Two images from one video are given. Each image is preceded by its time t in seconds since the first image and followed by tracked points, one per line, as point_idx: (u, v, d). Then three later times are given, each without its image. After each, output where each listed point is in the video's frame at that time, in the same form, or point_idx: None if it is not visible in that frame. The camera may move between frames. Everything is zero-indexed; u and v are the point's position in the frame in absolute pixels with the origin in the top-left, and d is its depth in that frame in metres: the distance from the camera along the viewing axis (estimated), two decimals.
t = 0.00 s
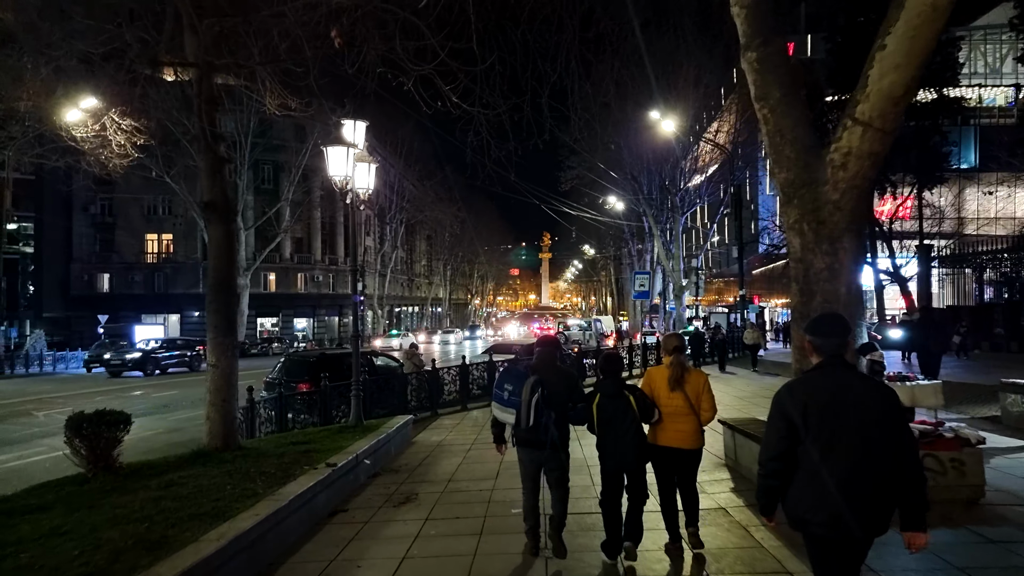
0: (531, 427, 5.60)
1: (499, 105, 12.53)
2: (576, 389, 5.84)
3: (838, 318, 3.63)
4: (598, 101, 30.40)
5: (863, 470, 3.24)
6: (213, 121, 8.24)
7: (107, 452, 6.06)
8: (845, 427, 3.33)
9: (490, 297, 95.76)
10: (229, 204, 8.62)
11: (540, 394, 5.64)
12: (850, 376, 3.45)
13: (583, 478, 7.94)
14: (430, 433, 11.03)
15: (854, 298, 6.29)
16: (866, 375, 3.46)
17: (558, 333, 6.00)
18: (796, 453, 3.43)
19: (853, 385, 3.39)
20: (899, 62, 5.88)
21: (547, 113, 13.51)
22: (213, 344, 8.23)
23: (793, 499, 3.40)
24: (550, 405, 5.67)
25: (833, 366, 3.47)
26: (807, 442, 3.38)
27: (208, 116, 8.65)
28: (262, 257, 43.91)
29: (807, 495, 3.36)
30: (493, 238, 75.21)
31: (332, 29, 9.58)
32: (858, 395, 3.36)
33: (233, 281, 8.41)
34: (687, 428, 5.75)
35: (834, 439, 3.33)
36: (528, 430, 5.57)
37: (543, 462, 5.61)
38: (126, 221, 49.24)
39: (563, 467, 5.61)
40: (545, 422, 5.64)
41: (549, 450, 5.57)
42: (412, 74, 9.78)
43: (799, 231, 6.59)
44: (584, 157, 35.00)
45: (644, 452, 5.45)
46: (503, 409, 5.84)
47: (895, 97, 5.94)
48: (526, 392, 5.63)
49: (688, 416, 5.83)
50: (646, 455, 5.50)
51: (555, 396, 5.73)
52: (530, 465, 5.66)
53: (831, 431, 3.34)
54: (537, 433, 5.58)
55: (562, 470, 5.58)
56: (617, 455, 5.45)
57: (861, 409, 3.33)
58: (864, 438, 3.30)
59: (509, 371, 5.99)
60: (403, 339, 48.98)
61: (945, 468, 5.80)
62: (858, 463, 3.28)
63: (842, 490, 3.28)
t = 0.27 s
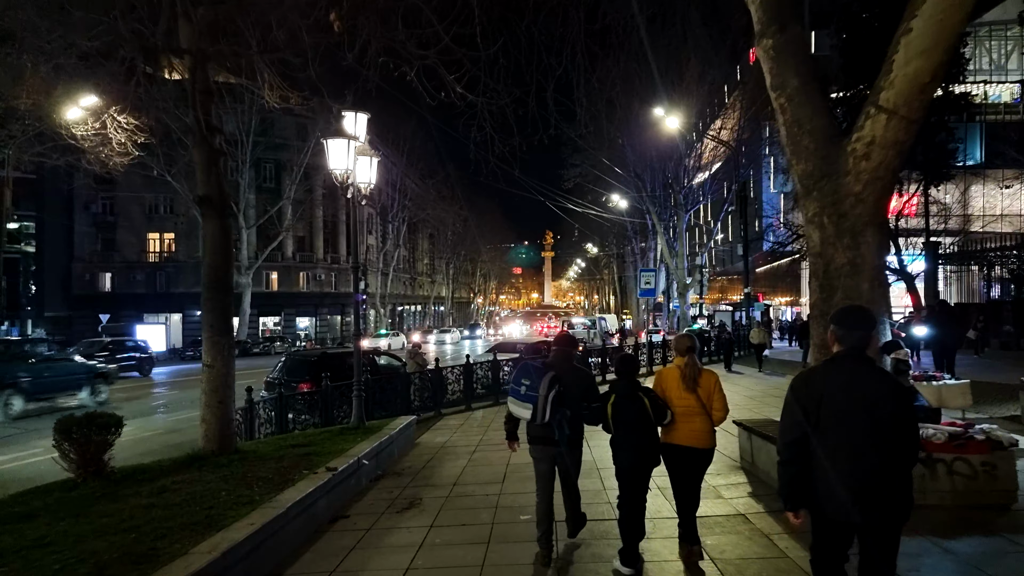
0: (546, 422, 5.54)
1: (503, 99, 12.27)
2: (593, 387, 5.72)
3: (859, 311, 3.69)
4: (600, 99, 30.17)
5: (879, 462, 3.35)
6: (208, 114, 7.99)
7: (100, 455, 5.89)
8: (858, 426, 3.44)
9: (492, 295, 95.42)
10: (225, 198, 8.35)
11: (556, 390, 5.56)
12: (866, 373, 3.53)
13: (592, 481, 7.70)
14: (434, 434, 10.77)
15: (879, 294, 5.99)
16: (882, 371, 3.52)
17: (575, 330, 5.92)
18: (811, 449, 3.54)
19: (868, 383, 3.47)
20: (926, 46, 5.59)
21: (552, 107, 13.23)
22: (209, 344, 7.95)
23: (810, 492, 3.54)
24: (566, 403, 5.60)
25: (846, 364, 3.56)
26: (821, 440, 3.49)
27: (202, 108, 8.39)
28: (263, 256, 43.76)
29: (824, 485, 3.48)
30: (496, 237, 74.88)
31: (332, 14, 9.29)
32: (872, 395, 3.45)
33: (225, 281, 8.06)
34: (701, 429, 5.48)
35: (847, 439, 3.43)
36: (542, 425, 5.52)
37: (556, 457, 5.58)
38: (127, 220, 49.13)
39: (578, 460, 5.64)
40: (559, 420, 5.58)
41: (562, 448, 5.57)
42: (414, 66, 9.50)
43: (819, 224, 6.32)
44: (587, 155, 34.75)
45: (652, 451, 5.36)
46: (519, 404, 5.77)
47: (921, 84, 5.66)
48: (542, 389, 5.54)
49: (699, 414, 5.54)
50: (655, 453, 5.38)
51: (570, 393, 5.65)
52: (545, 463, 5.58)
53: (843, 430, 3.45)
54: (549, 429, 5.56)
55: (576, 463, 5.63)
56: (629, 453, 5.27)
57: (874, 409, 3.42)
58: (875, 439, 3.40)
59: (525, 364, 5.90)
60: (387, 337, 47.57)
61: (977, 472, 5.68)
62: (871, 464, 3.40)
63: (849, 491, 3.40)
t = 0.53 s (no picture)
0: (568, 418, 5.37)
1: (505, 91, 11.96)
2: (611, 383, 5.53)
3: (866, 309, 3.63)
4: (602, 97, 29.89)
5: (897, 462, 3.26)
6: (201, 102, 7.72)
7: (85, 457, 5.72)
8: (875, 430, 3.34)
9: (495, 294, 95.00)
10: (217, 189, 8.05)
11: (578, 386, 5.40)
12: (879, 372, 3.46)
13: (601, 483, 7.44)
14: (435, 435, 10.51)
15: (903, 289, 5.69)
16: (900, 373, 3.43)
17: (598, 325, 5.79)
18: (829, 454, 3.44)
19: (882, 382, 3.39)
20: (955, 27, 5.29)
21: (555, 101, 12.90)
22: (201, 341, 7.60)
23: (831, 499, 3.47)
24: (587, 398, 5.42)
25: (862, 366, 3.47)
26: (838, 444, 3.41)
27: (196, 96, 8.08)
28: (264, 254, 43.46)
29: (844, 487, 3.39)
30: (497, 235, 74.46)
31: None
32: (890, 398, 3.35)
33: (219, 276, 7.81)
34: (715, 424, 5.36)
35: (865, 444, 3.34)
36: (564, 420, 5.35)
37: (574, 453, 5.39)
38: (127, 218, 48.87)
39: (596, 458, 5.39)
40: (582, 415, 5.39)
41: (586, 442, 5.33)
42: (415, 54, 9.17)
43: (840, 216, 6.02)
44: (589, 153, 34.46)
45: (663, 447, 5.12)
46: (540, 400, 5.57)
47: (949, 67, 5.37)
48: (564, 383, 5.39)
49: (714, 409, 5.45)
50: (666, 451, 5.18)
51: (592, 388, 5.49)
52: (562, 457, 5.46)
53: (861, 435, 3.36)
54: (574, 425, 5.36)
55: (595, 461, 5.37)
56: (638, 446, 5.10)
57: (893, 413, 3.33)
58: (894, 445, 3.30)
59: (548, 358, 5.69)
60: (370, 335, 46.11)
61: (1009, 476, 5.50)
62: (891, 471, 3.30)
63: (869, 499, 3.31)
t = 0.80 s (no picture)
0: (582, 420, 5.12)
1: (508, 85, 11.65)
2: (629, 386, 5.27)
3: (862, 306, 3.54)
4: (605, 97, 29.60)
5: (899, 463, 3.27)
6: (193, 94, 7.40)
7: (69, 463, 5.56)
8: (880, 427, 3.33)
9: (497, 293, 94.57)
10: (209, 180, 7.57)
11: (592, 388, 5.15)
12: (879, 370, 3.40)
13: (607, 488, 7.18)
14: (437, 437, 10.26)
15: (929, 289, 5.41)
16: (901, 364, 3.41)
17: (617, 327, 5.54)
18: (834, 453, 3.42)
19: (883, 382, 3.36)
20: (988, 10, 4.97)
21: (560, 95, 12.57)
22: (192, 339, 7.17)
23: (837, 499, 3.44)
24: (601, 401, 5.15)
25: (864, 361, 3.43)
26: (839, 445, 3.40)
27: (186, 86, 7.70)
28: (264, 253, 43.15)
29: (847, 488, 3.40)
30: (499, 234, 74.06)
31: None
32: (892, 395, 3.34)
33: (216, 271, 7.36)
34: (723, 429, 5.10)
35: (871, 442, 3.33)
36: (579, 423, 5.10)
37: (591, 454, 5.14)
38: (128, 217, 48.57)
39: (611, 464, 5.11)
40: (596, 418, 5.11)
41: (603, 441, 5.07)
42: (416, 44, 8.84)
43: (862, 211, 5.73)
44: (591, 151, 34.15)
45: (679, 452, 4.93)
46: (554, 403, 5.35)
47: (979, 53, 5.07)
48: (577, 386, 5.12)
49: (724, 413, 5.19)
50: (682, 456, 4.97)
51: (606, 391, 5.19)
52: (577, 461, 5.24)
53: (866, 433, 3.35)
54: (588, 427, 5.11)
55: (612, 465, 5.10)
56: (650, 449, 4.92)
57: (898, 410, 3.31)
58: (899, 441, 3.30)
59: (563, 360, 5.44)
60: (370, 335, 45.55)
61: None
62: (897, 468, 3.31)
63: (877, 498, 3.32)
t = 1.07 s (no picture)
0: (599, 416, 5.07)
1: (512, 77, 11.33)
2: (646, 382, 5.20)
3: (887, 298, 3.54)
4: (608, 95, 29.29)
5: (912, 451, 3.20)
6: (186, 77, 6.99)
7: (58, 466, 5.37)
8: (896, 419, 3.27)
9: (498, 292, 94.14)
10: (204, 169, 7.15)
11: (607, 383, 5.10)
12: (899, 360, 3.35)
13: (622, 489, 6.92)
14: (439, 437, 9.99)
15: (963, 282, 5.15)
16: (924, 359, 3.35)
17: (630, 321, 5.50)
18: (848, 444, 3.37)
19: (902, 371, 3.30)
20: None
21: (565, 87, 12.23)
22: (186, 336, 6.78)
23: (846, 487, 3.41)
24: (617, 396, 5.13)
25: (882, 351, 3.40)
26: (852, 432, 3.36)
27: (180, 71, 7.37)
28: (265, 252, 42.80)
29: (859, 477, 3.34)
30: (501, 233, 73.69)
31: None
32: (908, 387, 3.27)
33: (210, 264, 6.94)
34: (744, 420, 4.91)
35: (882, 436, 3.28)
36: (596, 419, 5.06)
37: (611, 452, 5.14)
38: (128, 216, 48.30)
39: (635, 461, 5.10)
40: (613, 412, 5.07)
41: (617, 439, 5.06)
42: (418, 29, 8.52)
43: (890, 200, 5.44)
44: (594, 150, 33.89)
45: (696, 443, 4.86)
46: (571, 399, 5.36)
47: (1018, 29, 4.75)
48: (593, 381, 5.09)
49: (742, 405, 4.98)
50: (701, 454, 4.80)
51: (623, 387, 5.17)
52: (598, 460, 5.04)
53: (877, 425, 3.30)
54: (606, 422, 5.06)
55: (633, 460, 5.09)
56: (665, 445, 4.82)
57: (917, 405, 3.23)
58: (915, 435, 3.22)
59: (578, 357, 5.47)
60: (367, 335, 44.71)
61: None
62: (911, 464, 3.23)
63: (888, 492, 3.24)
